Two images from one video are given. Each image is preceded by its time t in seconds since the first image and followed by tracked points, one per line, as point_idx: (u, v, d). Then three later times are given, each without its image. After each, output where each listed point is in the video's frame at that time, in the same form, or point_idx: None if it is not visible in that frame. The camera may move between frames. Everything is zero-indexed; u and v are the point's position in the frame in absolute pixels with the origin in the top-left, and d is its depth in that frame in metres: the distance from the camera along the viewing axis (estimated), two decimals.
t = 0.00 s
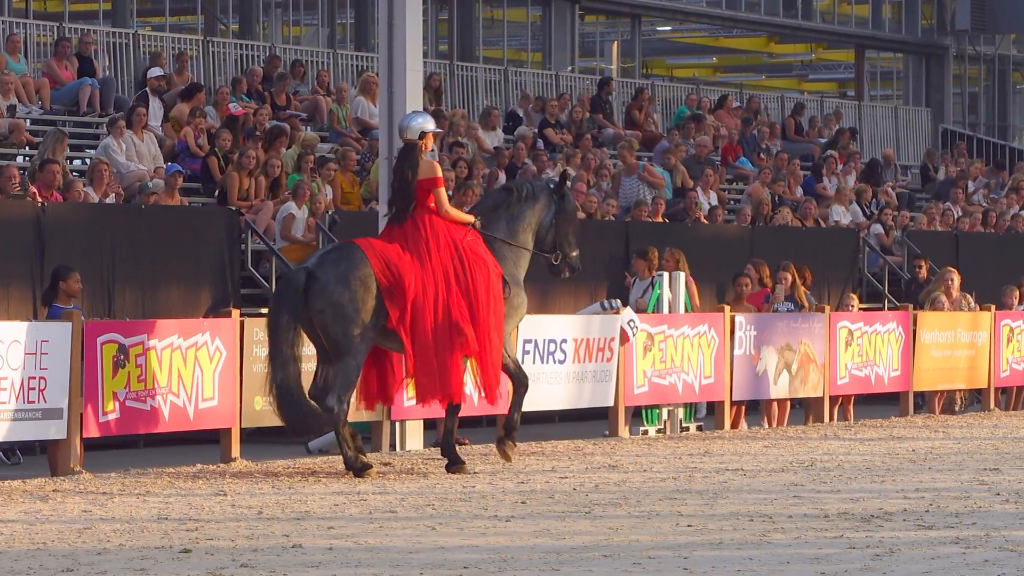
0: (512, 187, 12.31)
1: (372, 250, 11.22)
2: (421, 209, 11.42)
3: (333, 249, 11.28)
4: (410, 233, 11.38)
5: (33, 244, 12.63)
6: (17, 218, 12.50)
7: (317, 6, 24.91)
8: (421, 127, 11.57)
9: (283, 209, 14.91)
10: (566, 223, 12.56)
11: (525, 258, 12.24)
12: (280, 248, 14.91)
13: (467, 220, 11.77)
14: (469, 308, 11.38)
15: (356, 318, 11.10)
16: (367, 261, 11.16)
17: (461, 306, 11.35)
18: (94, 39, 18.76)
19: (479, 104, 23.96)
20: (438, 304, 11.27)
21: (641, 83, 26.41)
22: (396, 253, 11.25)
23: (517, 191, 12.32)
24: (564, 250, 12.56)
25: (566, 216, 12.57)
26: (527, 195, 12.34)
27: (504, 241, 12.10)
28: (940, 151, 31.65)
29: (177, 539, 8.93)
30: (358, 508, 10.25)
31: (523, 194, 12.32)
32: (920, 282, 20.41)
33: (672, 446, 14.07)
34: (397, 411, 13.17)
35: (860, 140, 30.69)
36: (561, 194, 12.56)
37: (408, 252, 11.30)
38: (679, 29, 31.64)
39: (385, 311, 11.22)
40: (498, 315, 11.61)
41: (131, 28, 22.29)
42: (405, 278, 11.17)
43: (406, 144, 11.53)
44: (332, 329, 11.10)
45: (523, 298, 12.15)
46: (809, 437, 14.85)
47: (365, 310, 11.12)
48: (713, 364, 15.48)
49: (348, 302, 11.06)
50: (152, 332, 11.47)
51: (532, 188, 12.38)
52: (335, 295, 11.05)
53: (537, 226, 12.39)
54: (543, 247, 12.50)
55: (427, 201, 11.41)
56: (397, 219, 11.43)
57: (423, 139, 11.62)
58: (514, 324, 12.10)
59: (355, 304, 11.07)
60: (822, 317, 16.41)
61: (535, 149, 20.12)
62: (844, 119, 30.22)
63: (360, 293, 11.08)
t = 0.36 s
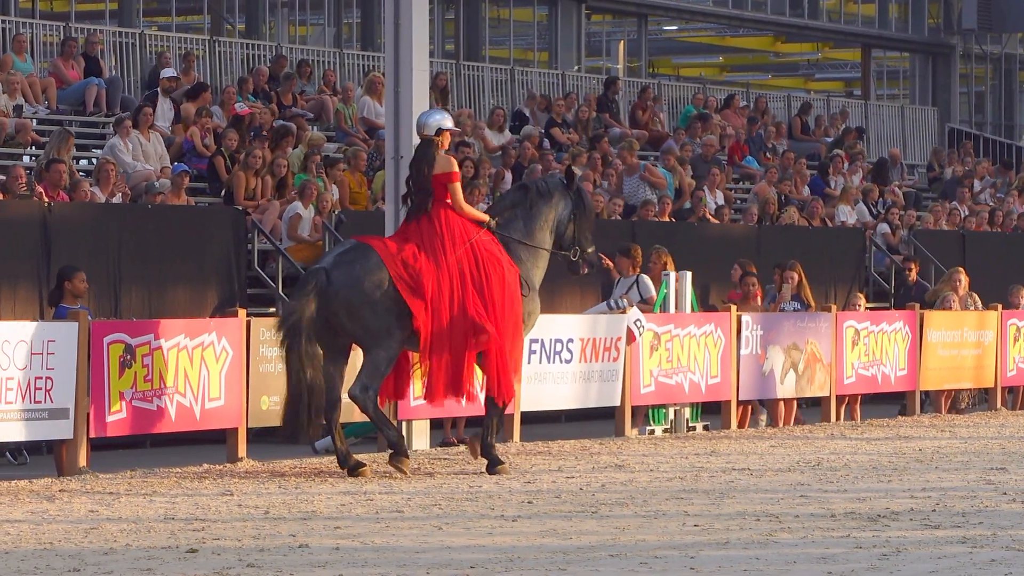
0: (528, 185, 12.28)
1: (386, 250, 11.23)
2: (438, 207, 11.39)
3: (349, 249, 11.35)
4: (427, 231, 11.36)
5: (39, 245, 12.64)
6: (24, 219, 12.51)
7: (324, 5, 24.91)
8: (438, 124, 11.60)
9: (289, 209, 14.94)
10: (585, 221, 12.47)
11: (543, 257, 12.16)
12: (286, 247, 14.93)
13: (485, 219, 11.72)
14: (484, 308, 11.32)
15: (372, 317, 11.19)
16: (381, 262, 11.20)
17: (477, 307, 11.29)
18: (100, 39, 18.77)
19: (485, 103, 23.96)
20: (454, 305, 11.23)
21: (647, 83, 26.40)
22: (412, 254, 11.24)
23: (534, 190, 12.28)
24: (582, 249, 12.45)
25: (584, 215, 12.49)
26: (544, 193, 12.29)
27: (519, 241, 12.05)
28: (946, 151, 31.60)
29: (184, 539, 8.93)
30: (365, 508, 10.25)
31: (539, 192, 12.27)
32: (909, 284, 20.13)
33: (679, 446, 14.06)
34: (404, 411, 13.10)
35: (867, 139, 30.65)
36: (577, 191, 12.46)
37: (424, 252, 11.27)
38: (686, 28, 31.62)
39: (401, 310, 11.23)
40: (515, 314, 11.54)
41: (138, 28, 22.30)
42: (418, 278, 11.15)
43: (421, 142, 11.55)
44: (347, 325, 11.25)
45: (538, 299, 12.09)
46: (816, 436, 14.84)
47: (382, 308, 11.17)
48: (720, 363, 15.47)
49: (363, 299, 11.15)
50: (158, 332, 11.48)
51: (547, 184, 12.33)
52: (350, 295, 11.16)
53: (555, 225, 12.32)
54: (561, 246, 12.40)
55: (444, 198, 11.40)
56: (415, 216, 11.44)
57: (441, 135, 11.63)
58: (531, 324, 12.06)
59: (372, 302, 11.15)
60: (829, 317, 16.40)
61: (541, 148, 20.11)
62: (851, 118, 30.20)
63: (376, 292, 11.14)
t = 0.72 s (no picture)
0: (547, 183, 12.24)
1: (404, 243, 11.24)
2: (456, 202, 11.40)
3: (366, 241, 11.35)
4: (445, 226, 11.37)
5: (42, 245, 12.62)
6: (27, 218, 12.49)
7: (327, 5, 24.89)
8: (454, 121, 11.63)
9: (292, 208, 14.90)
10: (604, 217, 12.46)
11: (564, 256, 12.12)
12: (289, 247, 14.92)
13: (504, 217, 11.71)
14: (500, 304, 11.30)
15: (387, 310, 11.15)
16: (398, 254, 11.19)
17: (493, 302, 11.28)
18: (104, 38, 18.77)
19: (489, 103, 23.94)
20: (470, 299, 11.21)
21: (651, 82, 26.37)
22: (429, 247, 11.24)
23: (553, 188, 12.24)
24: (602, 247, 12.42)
25: (604, 211, 12.45)
26: (563, 191, 12.26)
27: (539, 239, 12.01)
28: (951, 150, 31.54)
29: (186, 539, 8.91)
30: (368, 508, 10.23)
31: (558, 189, 12.24)
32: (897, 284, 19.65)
33: (683, 446, 14.04)
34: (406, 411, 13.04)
35: (872, 139, 30.61)
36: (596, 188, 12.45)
37: (441, 246, 11.28)
38: (690, 28, 31.58)
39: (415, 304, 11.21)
40: (531, 312, 11.53)
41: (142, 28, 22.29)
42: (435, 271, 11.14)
43: (438, 136, 11.53)
44: (362, 316, 11.18)
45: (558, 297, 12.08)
46: (821, 437, 14.81)
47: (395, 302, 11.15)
48: (724, 363, 15.45)
49: (378, 292, 11.11)
50: (161, 332, 11.46)
51: (566, 182, 12.29)
52: (367, 285, 11.12)
53: (575, 222, 12.28)
54: (581, 244, 12.36)
55: (460, 194, 11.39)
56: (433, 212, 11.46)
57: (455, 133, 11.65)
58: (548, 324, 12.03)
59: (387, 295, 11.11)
60: (834, 317, 16.35)
61: (545, 148, 20.10)
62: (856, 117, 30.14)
63: (391, 285, 11.12)
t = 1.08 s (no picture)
0: (559, 188, 12.24)
1: (409, 252, 11.26)
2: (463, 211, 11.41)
3: (371, 248, 11.40)
4: (452, 235, 11.38)
5: (34, 244, 12.63)
6: (19, 217, 12.51)
7: (318, 5, 24.88)
8: (463, 129, 11.42)
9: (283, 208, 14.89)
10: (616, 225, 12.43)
11: (574, 260, 12.09)
12: (281, 246, 14.93)
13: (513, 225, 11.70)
14: (503, 316, 11.33)
15: (385, 316, 11.19)
16: (401, 261, 11.22)
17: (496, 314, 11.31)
18: (95, 38, 18.76)
19: (481, 102, 23.95)
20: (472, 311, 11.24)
21: (643, 82, 26.40)
22: (434, 256, 11.26)
23: (564, 193, 12.24)
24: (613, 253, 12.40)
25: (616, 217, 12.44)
26: (574, 197, 12.24)
27: (548, 243, 12.00)
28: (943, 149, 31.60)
29: (178, 538, 8.92)
30: (359, 507, 10.24)
31: (569, 195, 12.23)
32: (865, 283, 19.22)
33: (675, 446, 14.07)
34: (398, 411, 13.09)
35: (863, 138, 30.65)
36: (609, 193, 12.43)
37: (446, 256, 11.30)
38: (681, 27, 31.60)
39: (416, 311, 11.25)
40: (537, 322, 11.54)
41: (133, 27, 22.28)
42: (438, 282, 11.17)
43: (448, 144, 11.41)
44: (360, 323, 11.21)
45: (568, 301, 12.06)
46: (813, 436, 14.84)
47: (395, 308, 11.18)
48: (715, 362, 15.47)
49: (377, 298, 11.16)
50: (152, 332, 11.48)
51: (578, 187, 12.27)
52: (369, 290, 11.16)
53: (586, 228, 12.25)
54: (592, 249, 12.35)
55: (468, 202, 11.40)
56: (440, 219, 11.48)
57: (466, 140, 11.48)
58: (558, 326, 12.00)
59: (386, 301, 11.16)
60: (824, 316, 16.39)
61: (536, 147, 20.12)
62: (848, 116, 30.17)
63: (393, 291, 11.17)
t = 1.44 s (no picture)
0: (529, 184, 12.23)
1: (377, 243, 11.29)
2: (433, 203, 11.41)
3: (339, 242, 11.42)
4: (420, 227, 11.38)
5: None
6: None
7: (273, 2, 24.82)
8: (435, 120, 11.60)
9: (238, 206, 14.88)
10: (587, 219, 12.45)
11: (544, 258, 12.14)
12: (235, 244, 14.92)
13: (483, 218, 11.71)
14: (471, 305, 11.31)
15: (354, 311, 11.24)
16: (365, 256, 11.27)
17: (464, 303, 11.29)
18: (48, 36, 18.65)
19: (435, 101, 23.98)
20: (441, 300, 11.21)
21: (598, 80, 26.49)
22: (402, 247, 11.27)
23: (533, 190, 12.24)
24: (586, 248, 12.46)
25: (586, 213, 12.45)
26: (543, 194, 12.25)
27: (520, 243, 12.00)
28: (895, 148, 31.87)
29: (131, 537, 8.91)
30: (314, 505, 10.25)
31: (538, 191, 12.23)
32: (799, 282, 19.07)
33: (629, 443, 14.15)
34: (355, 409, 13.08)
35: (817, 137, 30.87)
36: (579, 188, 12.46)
37: (414, 247, 11.30)
38: (636, 25, 31.71)
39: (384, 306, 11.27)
40: (506, 313, 11.53)
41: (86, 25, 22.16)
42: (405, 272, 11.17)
43: (420, 137, 11.53)
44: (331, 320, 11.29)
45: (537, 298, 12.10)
46: (765, 434, 14.96)
47: (365, 303, 11.23)
48: (669, 360, 15.58)
49: (341, 294, 11.22)
50: (106, 330, 11.44)
51: (546, 184, 12.29)
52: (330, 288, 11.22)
53: (554, 225, 12.28)
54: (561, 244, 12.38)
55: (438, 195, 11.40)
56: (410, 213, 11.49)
57: (438, 132, 11.63)
58: (527, 324, 12.04)
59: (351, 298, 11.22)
60: (778, 315, 16.51)
61: (491, 145, 20.17)
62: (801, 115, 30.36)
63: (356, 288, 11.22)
